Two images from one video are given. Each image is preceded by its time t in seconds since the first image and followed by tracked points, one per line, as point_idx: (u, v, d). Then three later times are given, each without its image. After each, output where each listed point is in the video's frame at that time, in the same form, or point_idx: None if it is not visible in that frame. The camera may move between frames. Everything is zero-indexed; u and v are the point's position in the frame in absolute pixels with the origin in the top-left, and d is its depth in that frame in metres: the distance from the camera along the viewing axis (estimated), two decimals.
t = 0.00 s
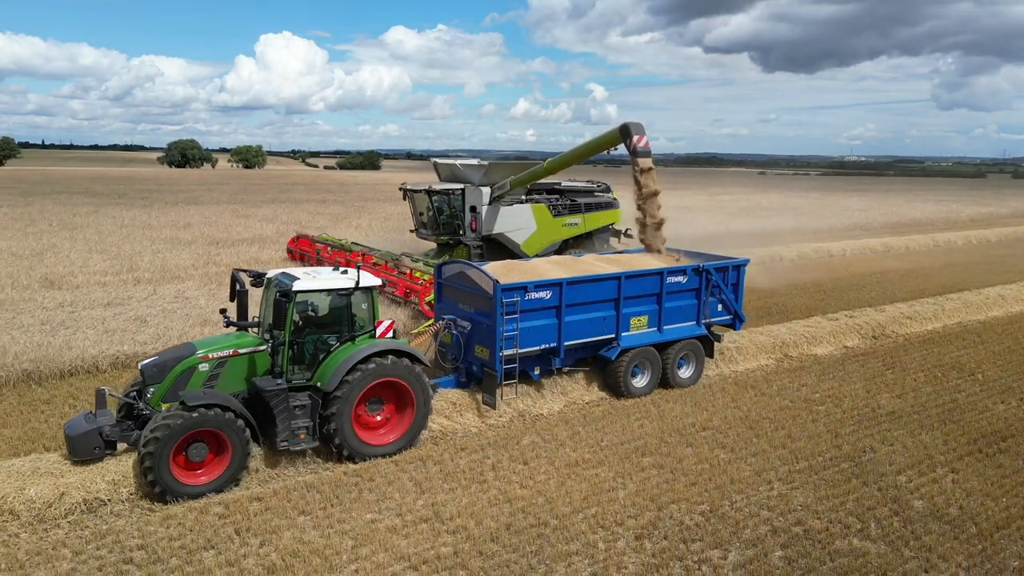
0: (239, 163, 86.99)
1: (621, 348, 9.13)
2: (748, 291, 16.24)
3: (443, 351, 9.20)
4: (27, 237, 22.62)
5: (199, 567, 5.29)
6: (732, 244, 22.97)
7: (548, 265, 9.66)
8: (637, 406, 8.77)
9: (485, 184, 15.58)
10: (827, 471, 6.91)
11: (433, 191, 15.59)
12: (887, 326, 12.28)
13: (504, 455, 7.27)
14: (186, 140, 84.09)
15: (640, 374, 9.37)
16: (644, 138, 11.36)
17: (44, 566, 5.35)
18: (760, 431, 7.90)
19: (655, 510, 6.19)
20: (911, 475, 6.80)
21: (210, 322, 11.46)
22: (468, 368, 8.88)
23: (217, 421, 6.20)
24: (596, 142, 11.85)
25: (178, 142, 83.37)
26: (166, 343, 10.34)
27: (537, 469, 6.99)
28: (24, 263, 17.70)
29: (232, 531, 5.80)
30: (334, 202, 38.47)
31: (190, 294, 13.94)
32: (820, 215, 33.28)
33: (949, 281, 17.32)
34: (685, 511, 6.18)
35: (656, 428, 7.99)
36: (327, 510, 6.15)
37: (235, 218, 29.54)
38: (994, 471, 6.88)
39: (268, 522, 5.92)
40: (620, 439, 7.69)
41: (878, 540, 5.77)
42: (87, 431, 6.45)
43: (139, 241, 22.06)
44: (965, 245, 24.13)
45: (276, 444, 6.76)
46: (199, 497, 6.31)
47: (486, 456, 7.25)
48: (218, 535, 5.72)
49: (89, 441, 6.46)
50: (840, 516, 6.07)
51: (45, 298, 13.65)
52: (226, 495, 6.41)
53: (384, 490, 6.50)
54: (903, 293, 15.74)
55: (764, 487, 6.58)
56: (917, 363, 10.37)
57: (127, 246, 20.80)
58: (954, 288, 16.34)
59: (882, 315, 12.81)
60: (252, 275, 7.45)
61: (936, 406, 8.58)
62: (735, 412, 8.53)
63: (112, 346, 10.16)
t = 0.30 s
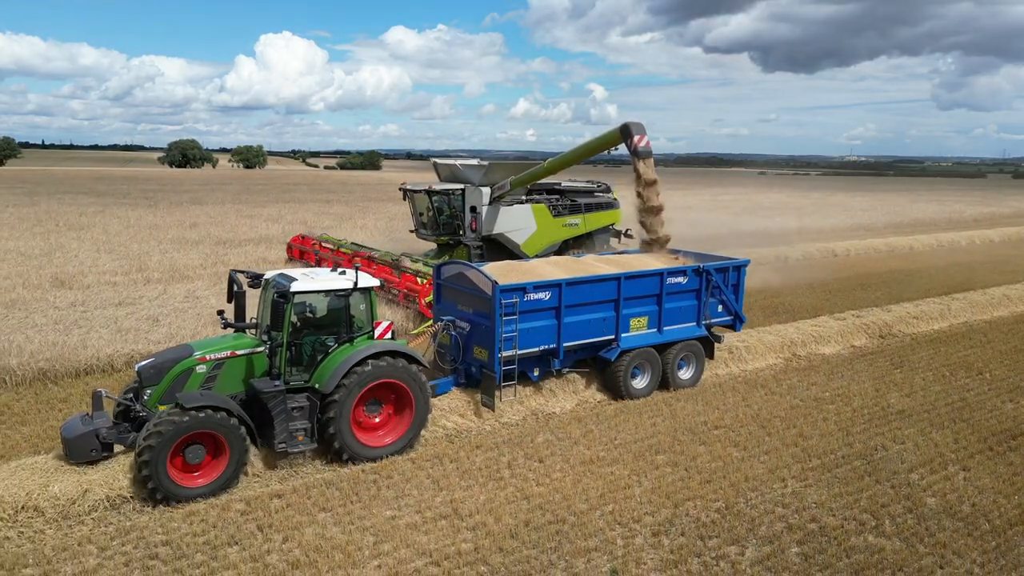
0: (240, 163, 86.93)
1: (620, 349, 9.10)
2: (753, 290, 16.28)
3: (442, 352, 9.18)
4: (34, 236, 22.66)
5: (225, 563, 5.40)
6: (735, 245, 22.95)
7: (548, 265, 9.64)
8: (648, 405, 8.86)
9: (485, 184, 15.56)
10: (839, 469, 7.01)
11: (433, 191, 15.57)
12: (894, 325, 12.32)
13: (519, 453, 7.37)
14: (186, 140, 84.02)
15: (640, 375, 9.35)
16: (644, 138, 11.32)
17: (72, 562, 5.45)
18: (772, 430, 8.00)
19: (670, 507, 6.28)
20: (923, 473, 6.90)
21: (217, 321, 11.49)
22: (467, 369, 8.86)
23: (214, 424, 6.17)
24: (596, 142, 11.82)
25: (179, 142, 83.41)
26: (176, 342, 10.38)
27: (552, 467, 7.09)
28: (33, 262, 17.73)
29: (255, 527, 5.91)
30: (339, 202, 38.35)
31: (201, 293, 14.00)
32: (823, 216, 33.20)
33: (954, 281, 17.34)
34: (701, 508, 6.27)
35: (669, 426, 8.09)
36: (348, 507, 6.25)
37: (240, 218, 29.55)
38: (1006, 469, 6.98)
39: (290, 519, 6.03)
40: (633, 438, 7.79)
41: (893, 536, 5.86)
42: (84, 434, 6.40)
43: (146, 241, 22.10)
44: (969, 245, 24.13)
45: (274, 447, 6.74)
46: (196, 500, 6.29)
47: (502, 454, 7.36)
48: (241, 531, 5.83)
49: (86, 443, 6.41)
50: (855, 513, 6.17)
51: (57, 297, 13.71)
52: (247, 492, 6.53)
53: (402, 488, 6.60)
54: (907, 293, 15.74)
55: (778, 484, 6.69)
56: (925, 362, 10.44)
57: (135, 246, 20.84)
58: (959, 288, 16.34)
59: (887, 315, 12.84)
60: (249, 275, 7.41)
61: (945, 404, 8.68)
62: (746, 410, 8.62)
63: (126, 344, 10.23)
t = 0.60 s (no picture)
0: (240, 163, 86.85)
1: (620, 350, 9.08)
2: (758, 289, 16.29)
3: (442, 353, 9.15)
4: (40, 236, 22.67)
5: (249, 558, 5.48)
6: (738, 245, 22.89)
7: (547, 265, 9.63)
8: (659, 403, 8.93)
9: (485, 184, 15.54)
10: (851, 466, 7.09)
11: (433, 191, 15.54)
12: (899, 324, 12.33)
13: (534, 450, 7.46)
14: (187, 140, 83.95)
15: (640, 376, 9.33)
16: (645, 138, 11.28)
17: (98, 557, 5.52)
18: (783, 428, 8.07)
19: (686, 504, 6.36)
20: (934, 470, 6.98)
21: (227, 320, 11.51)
22: (466, 370, 8.83)
23: (207, 425, 6.13)
24: (597, 142, 11.79)
25: (179, 142, 83.35)
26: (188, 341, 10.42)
27: (567, 464, 7.17)
28: (41, 262, 17.73)
29: (277, 523, 6.00)
30: (345, 202, 37.90)
31: (211, 292, 14.03)
32: (827, 216, 33.08)
33: (959, 280, 17.32)
34: (715, 505, 6.34)
35: (681, 424, 8.18)
36: (367, 503, 6.34)
37: (245, 217, 29.54)
38: (1017, 467, 7.06)
39: (311, 514, 6.11)
40: (646, 435, 7.86)
41: (907, 533, 5.94)
42: (81, 436, 6.37)
43: (152, 241, 22.10)
44: (973, 245, 24.09)
45: (272, 448, 6.72)
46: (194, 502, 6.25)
47: (516, 451, 7.45)
48: (263, 527, 5.93)
49: (83, 446, 6.37)
50: (868, 510, 6.25)
51: (68, 296, 13.73)
52: (267, 488, 6.62)
53: (420, 484, 6.69)
54: (913, 292, 15.71)
55: (791, 482, 6.76)
56: (932, 361, 10.46)
57: (141, 245, 20.84)
58: (965, 288, 16.31)
59: (893, 314, 12.84)
60: (248, 276, 7.39)
61: (954, 403, 8.73)
62: (757, 409, 8.69)
63: (139, 343, 10.27)
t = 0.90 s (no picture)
0: (241, 163, 86.77)
1: (620, 350, 9.06)
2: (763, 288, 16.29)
3: (440, 354, 9.13)
4: (47, 235, 22.69)
5: (272, 553, 5.55)
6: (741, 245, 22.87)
7: (547, 266, 9.61)
8: (670, 402, 8.99)
9: (484, 184, 15.51)
10: (863, 463, 7.14)
11: (432, 191, 15.50)
12: (905, 324, 12.33)
13: (548, 449, 7.53)
14: (187, 140, 83.88)
15: (640, 376, 9.31)
16: (646, 137, 11.25)
17: (122, 552, 5.57)
18: (794, 425, 8.13)
19: (700, 500, 6.41)
20: (945, 467, 7.03)
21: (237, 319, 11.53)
22: (465, 371, 8.81)
23: (204, 425, 6.11)
24: (597, 142, 11.76)
25: (179, 141, 83.31)
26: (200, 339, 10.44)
27: (581, 462, 7.23)
28: (50, 261, 17.75)
29: (297, 518, 6.07)
30: (345, 202, 37.98)
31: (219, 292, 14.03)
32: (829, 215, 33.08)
33: (964, 280, 17.31)
34: (730, 502, 6.40)
35: (692, 423, 8.25)
36: (385, 500, 6.42)
37: (249, 217, 29.54)
38: None
39: (330, 511, 6.19)
40: (658, 433, 7.92)
41: (921, 529, 5.99)
42: (77, 436, 6.32)
43: (157, 240, 22.09)
44: (976, 245, 24.07)
45: (269, 450, 6.69)
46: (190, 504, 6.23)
47: (530, 449, 7.52)
48: (284, 523, 6.00)
49: (79, 446, 6.33)
50: (882, 507, 6.30)
51: (80, 295, 13.76)
52: (286, 485, 6.71)
53: (436, 481, 6.76)
54: (917, 292, 15.69)
55: (804, 479, 6.82)
56: (940, 360, 10.46)
57: (147, 245, 20.83)
58: (969, 288, 16.29)
59: (899, 313, 12.84)
60: (247, 276, 7.37)
61: (963, 401, 8.76)
62: (767, 407, 8.74)
63: (153, 342, 10.31)
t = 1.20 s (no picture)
0: (242, 163, 86.76)
1: (619, 352, 9.05)
2: (768, 289, 16.28)
3: (438, 356, 9.12)
4: (53, 235, 22.70)
5: (293, 550, 5.60)
6: (743, 245, 22.85)
7: (543, 267, 9.59)
8: (680, 402, 9.03)
9: (484, 184, 15.51)
10: (875, 463, 7.17)
11: (432, 191, 15.43)
12: (911, 324, 12.32)
13: (562, 448, 7.57)
14: (187, 141, 83.92)
15: (639, 378, 9.28)
16: (646, 136, 11.23)
17: (146, 549, 5.62)
18: (804, 425, 8.16)
19: (715, 498, 6.45)
20: (956, 466, 7.06)
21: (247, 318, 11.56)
22: (463, 373, 8.79)
23: (197, 428, 6.06)
24: (597, 141, 11.73)
25: (180, 142, 83.35)
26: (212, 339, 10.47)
27: (595, 460, 7.28)
28: (58, 262, 17.77)
29: (317, 517, 6.12)
30: (348, 202, 37.94)
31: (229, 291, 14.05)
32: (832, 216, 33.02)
33: (969, 280, 17.29)
34: (744, 500, 6.43)
35: (704, 422, 8.28)
36: (403, 497, 6.47)
37: (254, 218, 29.53)
38: None
39: (349, 509, 6.24)
40: (670, 433, 7.96)
41: (934, 526, 6.03)
42: (72, 440, 6.36)
43: (162, 241, 22.10)
44: (979, 245, 24.05)
45: (266, 453, 6.66)
46: (186, 508, 6.20)
47: (544, 448, 7.57)
48: (304, 520, 6.05)
49: (73, 450, 6.36)
50: (895, 505, 6.33)
51: (90, 295, 13.79)
52: (304, 484, 6.76)
53: (452, 480, 6.81)
54: (922, 293, 15.68)
55: (816, 478, 6.86)
56: (947, 359, 10.46)
57: (152, 245, 20.82)
58: (974, 288, 16.27)
59: (905, 314, 12.84)
60: (244, 278, 7.36)
61: (972, 401, 8.77)
62: (777, 406, 8.77)
63: (166, 342, 10.35)
